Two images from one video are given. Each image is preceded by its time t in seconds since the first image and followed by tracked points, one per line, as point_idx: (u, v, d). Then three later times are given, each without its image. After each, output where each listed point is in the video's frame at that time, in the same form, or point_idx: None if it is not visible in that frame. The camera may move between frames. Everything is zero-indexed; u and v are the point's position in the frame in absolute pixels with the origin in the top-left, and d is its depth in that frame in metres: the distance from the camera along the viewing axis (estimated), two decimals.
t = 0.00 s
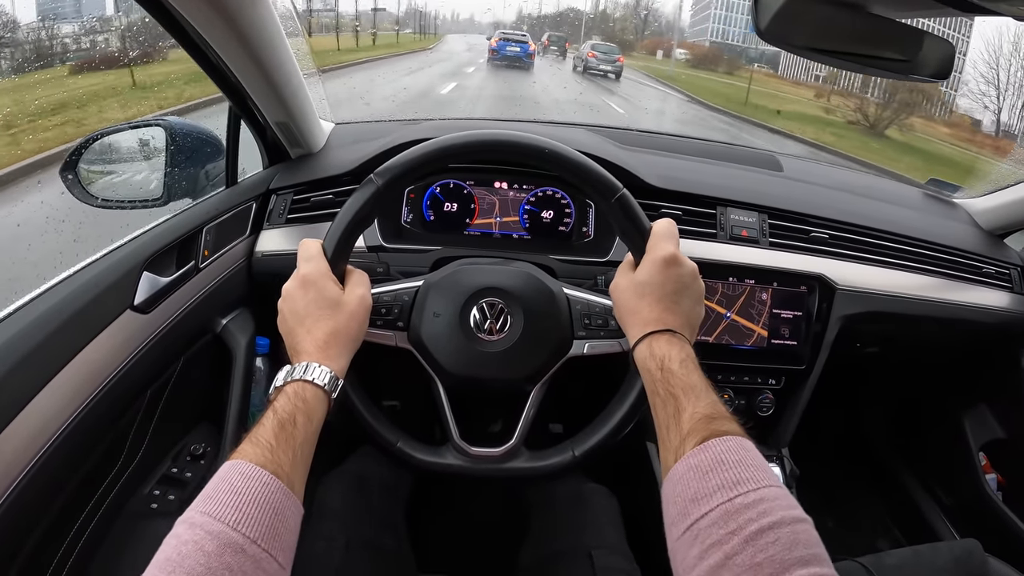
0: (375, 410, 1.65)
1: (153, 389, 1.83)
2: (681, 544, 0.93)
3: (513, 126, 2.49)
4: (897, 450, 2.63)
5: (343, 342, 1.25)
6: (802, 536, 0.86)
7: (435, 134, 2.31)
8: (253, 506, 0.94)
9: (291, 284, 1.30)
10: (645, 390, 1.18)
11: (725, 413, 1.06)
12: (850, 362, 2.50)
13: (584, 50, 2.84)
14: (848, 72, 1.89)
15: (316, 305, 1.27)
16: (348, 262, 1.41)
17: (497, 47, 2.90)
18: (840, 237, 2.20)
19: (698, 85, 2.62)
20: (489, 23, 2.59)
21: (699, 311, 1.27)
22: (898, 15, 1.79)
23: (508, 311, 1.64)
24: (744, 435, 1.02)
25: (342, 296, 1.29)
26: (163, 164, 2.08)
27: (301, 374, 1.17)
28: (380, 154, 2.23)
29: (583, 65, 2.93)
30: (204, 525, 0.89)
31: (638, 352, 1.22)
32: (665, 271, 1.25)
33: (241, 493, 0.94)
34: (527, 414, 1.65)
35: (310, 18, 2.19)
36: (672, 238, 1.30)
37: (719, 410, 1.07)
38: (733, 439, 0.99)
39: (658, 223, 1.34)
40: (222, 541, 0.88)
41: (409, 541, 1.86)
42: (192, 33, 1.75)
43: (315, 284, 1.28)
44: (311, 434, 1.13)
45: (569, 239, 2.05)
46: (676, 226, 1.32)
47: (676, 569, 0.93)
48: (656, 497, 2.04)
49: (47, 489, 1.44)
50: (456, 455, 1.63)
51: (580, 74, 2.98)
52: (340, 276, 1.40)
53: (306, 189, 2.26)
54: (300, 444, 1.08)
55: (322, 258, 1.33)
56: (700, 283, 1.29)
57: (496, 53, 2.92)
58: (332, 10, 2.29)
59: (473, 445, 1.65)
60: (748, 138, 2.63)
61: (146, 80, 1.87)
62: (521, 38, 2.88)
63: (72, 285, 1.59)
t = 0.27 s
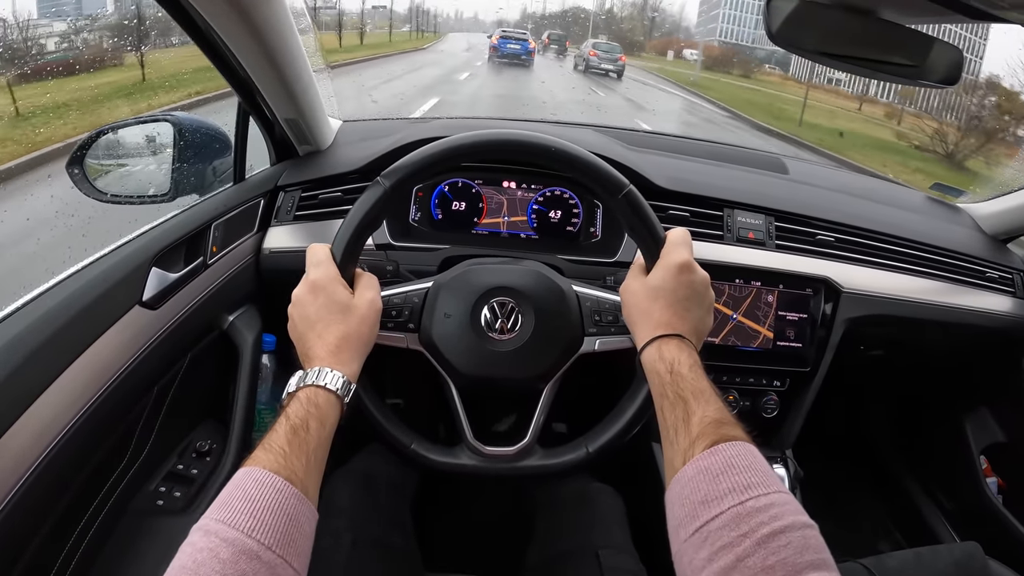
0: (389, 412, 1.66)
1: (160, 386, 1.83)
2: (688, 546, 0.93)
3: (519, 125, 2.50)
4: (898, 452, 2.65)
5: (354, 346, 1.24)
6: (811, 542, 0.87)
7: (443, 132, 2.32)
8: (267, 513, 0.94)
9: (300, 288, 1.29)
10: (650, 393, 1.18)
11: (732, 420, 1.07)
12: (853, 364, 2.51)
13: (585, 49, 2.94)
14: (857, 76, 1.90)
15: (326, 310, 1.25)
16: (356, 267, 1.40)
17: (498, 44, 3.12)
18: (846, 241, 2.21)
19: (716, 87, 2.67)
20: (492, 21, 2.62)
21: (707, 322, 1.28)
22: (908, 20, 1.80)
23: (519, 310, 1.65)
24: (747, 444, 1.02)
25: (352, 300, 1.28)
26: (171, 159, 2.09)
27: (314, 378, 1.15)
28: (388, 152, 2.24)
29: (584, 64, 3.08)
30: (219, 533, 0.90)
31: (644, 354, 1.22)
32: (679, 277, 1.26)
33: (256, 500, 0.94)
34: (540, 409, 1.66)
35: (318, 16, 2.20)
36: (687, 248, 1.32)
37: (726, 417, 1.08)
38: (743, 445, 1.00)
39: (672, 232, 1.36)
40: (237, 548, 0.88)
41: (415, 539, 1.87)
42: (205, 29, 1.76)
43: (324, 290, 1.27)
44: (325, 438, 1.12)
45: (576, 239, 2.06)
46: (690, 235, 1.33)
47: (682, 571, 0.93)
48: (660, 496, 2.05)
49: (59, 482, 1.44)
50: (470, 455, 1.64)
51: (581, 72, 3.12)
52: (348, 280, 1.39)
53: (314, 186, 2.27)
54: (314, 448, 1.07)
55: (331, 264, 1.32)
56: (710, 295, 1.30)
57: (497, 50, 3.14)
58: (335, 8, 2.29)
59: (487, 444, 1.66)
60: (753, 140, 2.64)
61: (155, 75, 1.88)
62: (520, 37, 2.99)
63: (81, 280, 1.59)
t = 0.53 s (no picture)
0: (404, 418, 1.67)
1: (166, 381, 1.84)
2: (700, 533, 0.95)
3: (525, 125, 2.51)
4: (897, 455, 2.66)
5: (367, 351, 1.25)
6: (820, 525, 0.88)
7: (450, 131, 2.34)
8: (281, 518, 0.94)
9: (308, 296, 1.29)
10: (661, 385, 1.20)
11: (741, 407, 1.09)
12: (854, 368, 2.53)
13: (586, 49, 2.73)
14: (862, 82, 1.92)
15: (338, 316, 1.26)
16: (365, 271, 1.42)
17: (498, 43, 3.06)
18: (849, 244, 2.23)
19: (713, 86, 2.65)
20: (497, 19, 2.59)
21: (716, 311, 1.29)
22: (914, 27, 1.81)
23: (529, 308, 1.67)
24: (761, 428, 1.04)
25: (362, 305, 1.29)
26: (178, 155, 2.10)
27: (326, 384, 1.17)
28: (396, 150, 2.25)
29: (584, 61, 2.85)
30: (234, 538, 0.90)
31: (654, 346, 1.23)
32: (685, 268, 1.27)
33: (269, 505, 0.95)
34: (553, 405, 1.68)
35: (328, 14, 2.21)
36: (692, 238, 1.33)
37: (735, 404, 1.09)
38: (752, 431, 1.01)
39: (677, 224, 1.37)
40: (251, 554, 0.89)
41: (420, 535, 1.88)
42: (218, 24, 1.78)
43: (334, 296, 1.28)
44: (337, 443, 1.13)
45: (582, 239, 2.07)
46: (694, 225, 1.35)
47: (694, 559, 0.95)
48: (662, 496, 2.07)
49: (69, 474, 1.45)
50: (486, 455, 1.65)
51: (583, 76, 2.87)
52: (358, 285, 1.40)
53: (321, 183, 2.29)
54: (327, 454, 1.08)
55: (338, 270, 1.33)
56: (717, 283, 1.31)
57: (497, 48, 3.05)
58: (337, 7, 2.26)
59: (502, 443, 1.68)
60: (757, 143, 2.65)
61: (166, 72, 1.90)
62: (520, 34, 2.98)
63: (90, 275, 1.60)
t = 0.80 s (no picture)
0: (403, 416, 1.66)
1: (163, 375, 1.83)
2: (701, 527, 0.94)
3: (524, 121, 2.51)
4: (895, 455, 2.66)
5: (365, 350, 1.24)
6: (821, 518, 0.88)
7: (450, 127, 2.33)
8: (278, 517, 0.94)
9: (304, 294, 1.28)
10: (661, 378, 1.19)
11: (743, 400, 1.08)
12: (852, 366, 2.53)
13: (586, 47, 2.52)
14: (864, 80, 1.91)
15: (335, 314, 1.25)
16: (361, 269, 1.41)
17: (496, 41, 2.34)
18: (849, 242, 2.23)
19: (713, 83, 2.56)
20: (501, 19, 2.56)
21: (716, 303, 1.29)
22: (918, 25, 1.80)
23: (528, 304, 1.66)
24: (761, 420, 1.04)
25: (359, 303, 1.28)
26: (176, 148, 2.08)
27: (323, 384, 1.16)
28: (395, 145, 2.24)
29: (584, 61, 2.62)
30: (230, 538, 0.89)
31: (654, 340, 1.22)
32: (684, 260, 1.27)
33: (266, 504, 0.94)
34: (554, 402, 1.67)
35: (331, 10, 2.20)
36: (691, 230, 1.33)
37: (736, 397, 1.08)
38: (752, 424, 1.01)
39: (675, 216, 1.36)
40: (248, 553, 0.88)
41: (416, 532, 1.87)
42: (215, 13, 1.77)
43: (331, 294, 1.27)
44: (336, 442, 1.12)
45: (581, 236, 2.06)
46: (693, 218, 1.34)
47: (696, 553, 0.94)
48: (659, 495, 2.06)
49: (64, 468, 1.44)
50: (485, 452, 1.64)
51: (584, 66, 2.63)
52: (355, 283, 1.39)
53: (320, 177, 2.28)
54: (324, 452, 1.07)
55: (336, 268, 1.32)
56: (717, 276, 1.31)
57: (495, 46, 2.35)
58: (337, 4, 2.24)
59: (502, 440, 1.67)
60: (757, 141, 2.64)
61: (165, 65, 1.89)
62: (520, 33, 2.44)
63: (86, 268, 1.59)
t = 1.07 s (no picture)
0: (403, 413, 1.64)
1: (161, 371, 1.81)
2: (706, 528, 0.93)
3: (527, 117, 2.49)
4: (895, 457, 2.66)
5: (366, 348, 1.23)
6: (827, 520, 0.86)
7: (452, 123, 2.32)
8: (276, 517, 0.92)
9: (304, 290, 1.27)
10: (665, 376, 1.18)
11: (748, 399, 1.07)
12: (853, 367, 2.52)
13: (589, 45, 2.50)
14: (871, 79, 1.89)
15: (334, 311, 1.24)
16: (362, 265, 1.39)
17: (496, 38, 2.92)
18: (852, 243, 2.21)
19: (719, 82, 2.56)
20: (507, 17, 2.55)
21: (721, 301, 1.27)
22: (925, 24, 1.79)
23: (530, 302, 1.65)
24: (767, 420, 1.02)
25: (360, 300, 1.26)
26: (175, 142, 2.05)
27: (323, 381, 1.14)
28: (397, 140, 2.23)
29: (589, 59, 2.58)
30: (227, 538, 0.88)
31: (658, 338, 1.21)
32: (688, 257, 1.25)
33: (264, 504, 0.93)
34: (556, 400, 1.66)
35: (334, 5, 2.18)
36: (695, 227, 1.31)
37: (741, 396, 1.07)
38: (758, 423, 0.99)
39: (679, 213, 1.35)
40: (245, 553, 0.86)
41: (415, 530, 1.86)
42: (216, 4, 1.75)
43: (330, 290, 1.25)
44: (335, 440, 1.11)
45: (584, 233, 2.05)
46: (697, 214, 1.32)
47: (701, 555, 0.93)
48: (658, 494, 2.05)
49: (60, 463, 1.43)
50: (486, 450, 1.63)
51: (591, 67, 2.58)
52: (355, 279, 1.38)
53: (321, 172, 2.26)
54: (324, 451, 1.06)
55: (336, 264, 1.31)
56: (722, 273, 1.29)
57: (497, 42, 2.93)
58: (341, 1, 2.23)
59: (503, 439, 1.65)
60: (760, 139, 2.63)
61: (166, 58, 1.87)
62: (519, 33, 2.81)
63: (83, 262, 1.57)
